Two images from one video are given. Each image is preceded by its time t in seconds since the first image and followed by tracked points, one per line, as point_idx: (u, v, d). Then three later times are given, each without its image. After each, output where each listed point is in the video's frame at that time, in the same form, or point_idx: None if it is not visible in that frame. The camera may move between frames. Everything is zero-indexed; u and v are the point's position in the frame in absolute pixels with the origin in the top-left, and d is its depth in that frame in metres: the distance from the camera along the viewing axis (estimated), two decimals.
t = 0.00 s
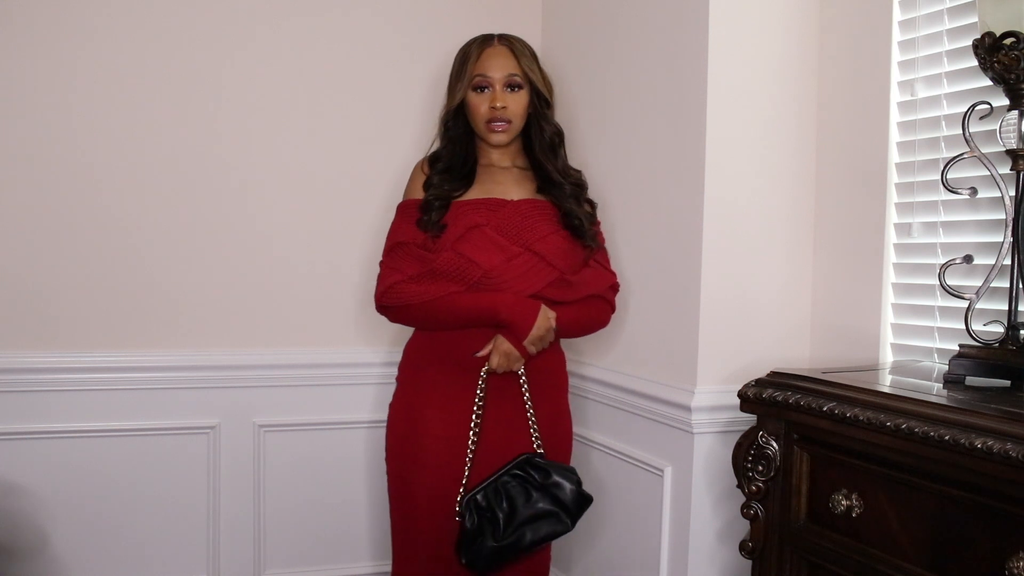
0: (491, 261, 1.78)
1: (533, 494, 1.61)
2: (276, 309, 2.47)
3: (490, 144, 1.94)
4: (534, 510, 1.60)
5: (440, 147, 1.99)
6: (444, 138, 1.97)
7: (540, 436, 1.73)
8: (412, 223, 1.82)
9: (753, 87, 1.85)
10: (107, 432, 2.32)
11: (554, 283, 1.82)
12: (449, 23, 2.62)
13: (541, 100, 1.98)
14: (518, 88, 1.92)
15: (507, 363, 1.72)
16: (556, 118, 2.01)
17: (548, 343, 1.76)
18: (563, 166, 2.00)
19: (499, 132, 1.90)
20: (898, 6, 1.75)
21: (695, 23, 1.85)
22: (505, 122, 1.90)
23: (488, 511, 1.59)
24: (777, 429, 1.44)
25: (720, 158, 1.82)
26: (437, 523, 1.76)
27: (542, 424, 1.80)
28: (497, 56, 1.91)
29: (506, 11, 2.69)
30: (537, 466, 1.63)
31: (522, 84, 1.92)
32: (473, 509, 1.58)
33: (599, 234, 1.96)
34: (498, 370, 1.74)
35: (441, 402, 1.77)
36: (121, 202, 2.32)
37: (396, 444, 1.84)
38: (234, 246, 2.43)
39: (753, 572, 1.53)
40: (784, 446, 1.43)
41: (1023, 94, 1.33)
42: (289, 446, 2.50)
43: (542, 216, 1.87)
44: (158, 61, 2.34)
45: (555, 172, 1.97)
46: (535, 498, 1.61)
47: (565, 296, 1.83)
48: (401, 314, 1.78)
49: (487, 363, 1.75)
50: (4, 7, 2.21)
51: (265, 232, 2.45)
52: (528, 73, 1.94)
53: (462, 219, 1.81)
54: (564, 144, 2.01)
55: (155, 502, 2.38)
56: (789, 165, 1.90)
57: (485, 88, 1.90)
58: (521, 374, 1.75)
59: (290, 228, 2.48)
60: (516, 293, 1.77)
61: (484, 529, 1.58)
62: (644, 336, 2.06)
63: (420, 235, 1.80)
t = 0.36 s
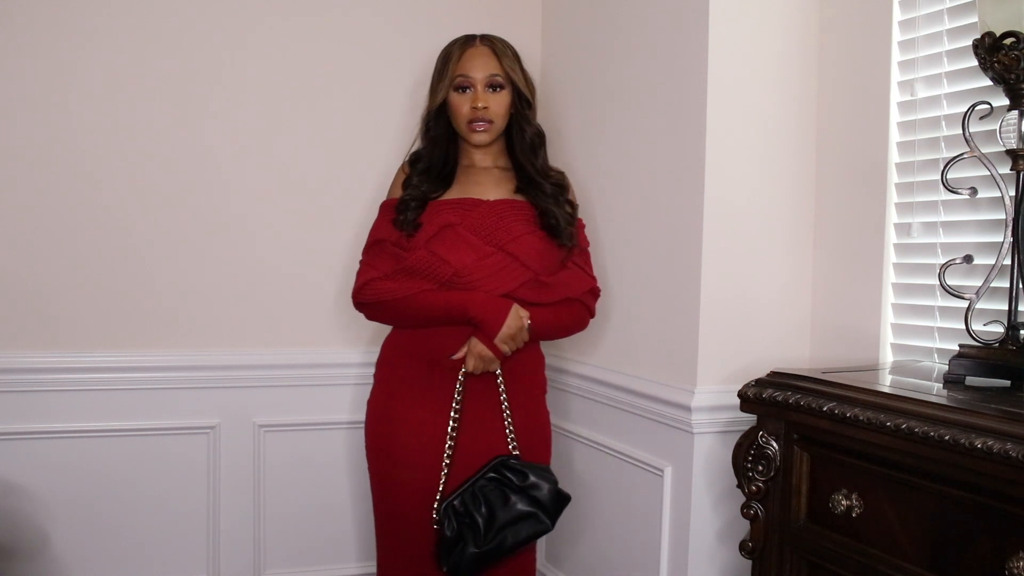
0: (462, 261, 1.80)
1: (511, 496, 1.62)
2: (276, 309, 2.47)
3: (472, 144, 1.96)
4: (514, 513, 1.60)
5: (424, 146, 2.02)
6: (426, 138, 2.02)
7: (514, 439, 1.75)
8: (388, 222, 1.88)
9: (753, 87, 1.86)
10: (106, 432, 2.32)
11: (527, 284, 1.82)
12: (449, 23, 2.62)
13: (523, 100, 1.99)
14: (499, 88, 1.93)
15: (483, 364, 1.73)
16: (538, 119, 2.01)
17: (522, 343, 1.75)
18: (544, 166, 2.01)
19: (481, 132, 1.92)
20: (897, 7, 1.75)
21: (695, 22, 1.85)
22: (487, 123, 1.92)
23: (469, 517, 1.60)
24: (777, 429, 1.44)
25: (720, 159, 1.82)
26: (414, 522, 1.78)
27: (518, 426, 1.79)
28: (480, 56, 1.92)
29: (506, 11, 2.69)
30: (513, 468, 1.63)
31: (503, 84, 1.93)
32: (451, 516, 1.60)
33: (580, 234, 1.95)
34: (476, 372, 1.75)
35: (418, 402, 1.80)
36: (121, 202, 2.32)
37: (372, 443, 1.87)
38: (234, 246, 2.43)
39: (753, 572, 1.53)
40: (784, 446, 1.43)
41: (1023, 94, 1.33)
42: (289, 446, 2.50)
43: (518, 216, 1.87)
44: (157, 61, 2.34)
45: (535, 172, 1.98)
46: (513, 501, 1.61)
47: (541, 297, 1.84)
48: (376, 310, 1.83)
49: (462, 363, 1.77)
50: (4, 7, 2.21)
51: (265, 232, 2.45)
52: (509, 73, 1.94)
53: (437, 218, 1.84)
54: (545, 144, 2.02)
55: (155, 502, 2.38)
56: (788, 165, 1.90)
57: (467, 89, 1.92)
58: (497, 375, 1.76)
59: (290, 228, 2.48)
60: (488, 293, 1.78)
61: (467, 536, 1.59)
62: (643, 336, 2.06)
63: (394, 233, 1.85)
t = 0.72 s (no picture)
0: (430, 263, 1.86)
1: (475, 501, 1.63)
2: (275, 309, 2.47)
3: (448, 144, 2.04)
4: (475, 515, 1.62)
5: (401, 148, 2.12)
6: (403, 140, 2.11)
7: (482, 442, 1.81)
8: (362, 223, 1.98)
9: (753, 86, 1.85)
10: (106, 432, 2.32)
11: (495, 286, 1.86)
12: (448, 24, 2.62)
13: (498, 102, 2.07)
14: (476, 89, 2.00)
15: (453, 369, 1.79)
16: (513, 122, 2.08)
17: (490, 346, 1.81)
18: (517, 167, 2.06)
19: (457, 132, 1.99)
20: (898, 6, 1.75)
21: (695, 22, 1.85)
22: (463, 123, 1.99)
23: (430, 519, 1.62)
24: (777, 429, 1.44)
25: (720, 159, 1.82)
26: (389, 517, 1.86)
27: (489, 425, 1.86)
28: (457, 57, 1.99)
29: (507, 11, 2.68)
30: (477, 473, 1.66)
31: (480, 85, 2.01)
32: (413, 519, 1.62)
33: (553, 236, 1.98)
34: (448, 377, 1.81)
35: (388, 399, 1.89)
36: (120, 201, 2.32)
37: (349, 441, 1.95)
38: (234, 246, 2.43)
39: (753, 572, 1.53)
40: (784, 445, 1.43)
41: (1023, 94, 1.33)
42: (288, 446, 2.50)
43: (488, 220, 1.92)
44: (157, 61, 2.34)
45: (507, 174, 2.04)
46: (476, 505, 1.63)
47: (511, 300, 1.86)
48: (346, 309, 1.91)
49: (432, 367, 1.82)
50: (4, 7, 2.21)
51: (264, 232, 2.45)
52: (487, 74, 2.02)
53: (407, 220, 1.92)
54: (520, 147, 2.07)
55: (155, 502, 2.38)
56: (788, 165, 1.90)
57: (444, 89, 1.99)
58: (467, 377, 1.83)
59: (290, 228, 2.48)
60: (455, 296, 1.83)
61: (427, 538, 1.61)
62: (643, 336, 2.06)
63: (366, 234, 1.95)
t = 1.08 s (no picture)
0: (411, 267, 1.87)
1: (446, 504, 1.65)
2: (275, 309, 2.47)
3: (432, 149, 2.07)
4: (442, 515, 1.63)
5: (384, 152, 2.14)
6: (387, 145, 2.13)
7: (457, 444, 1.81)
8: (345, 226, 2.01)
9: (753, 86, 1.85)
10: (106, 432, 2.32)
11: (475, 289, 1.88)
12: (448, 24, 2.62)
13: (482, 108, 2.09)
14: (460, 95, 2.03)
15: (429, 371, 1.79)
16: (496, 128, 2.11)
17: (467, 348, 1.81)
18: (499, 173, 2.09)
19: (440, 138, 2.02)
20: (897, 7, 1.75)
21: (695, 22, 1.85)
22: (447, 129, 2.02)
23: (397, 514, 1.63)
24: (777, 429, 1.44)
25: (720, 159, 1.82)
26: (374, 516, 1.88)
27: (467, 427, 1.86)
28: (441, 62, 2.02)
29: (507, 11, 2.68)
30: (451, 478, 1.67)
31: (464, 91, 2.04)
32: (387, 517, 1.63)
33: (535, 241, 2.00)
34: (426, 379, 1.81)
35: (368, 402, 1.90)
36: (120, 202, 2.32)
37: (333, 442, 1.97)
38: (233, 245, 2.42)
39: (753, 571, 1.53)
40: (784, 445, 1.43)
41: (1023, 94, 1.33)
42: (288, 446, 2.50)
43: (469, 224, 1.94)
44: (157, 61, 2.34)
45: (489, 179, 2.07)
46: (448, 508, 1.64)
47: (490, 304, 1.88)
48: (328, 310, 1.95)
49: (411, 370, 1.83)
50: (4, 7, 2.21)
51: (264, 232, 2.45)
52: (471, 80, 2.04)
53: (389, 223, 1.94)
54: (502, 153, 2.11)
55: (155, 502, 2.38)
56: (788, 165, 1.90)
57: (428, 94, 2.02)
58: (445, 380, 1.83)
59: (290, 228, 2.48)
60: (435, 298, 1.84)
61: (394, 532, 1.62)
62: (642, 335, 2.06)
63: (348, 236, 1.98)
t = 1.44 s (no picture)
0: (397, 272, 1.88)
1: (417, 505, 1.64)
2: (275, 309, 2.47)
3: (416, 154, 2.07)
4: (408, 519, 1.63)
5: (368, 156, 2.13)
6: (371, 148, 2.12)
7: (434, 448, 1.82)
8: (331, 232, 2.02)
9: (753, 86, 1.85)
10: (106, 432, 2.32)
11: (460, 293, 1.89)
12: (449, 24, 2.62)
13: (467, 112, 2.09)
14: (445, 99, 2.03)
15: (415, 375, 1.80)
16: (481, 132, 2.11)
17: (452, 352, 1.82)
18: (483, 176, 2.09)
19: (425, 142, 2.02)
20: (898, 7, 1.75)
21: (695, 22, 1.85)
22: (431, 132, 2.02)
23: (364, 510, 1.64)
24: (777, 429, 1.44)
25: (719, 159, 1.82)
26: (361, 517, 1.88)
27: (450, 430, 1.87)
28: (426, 66, 2.02)
29: (507, 10, 2.68)
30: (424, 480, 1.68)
31: (449, 95, 2.04)
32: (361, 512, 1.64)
33: (520, 243, 2.00)
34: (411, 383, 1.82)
35: (356, 403, 1.91)
36: (119, 202, 2.32)
37: (321, 442, 1.98)
38: (233, 245, 2.42)
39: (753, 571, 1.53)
40: (784, 446, 1.43)
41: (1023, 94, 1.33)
42: (288, 446, 2.50)
43: (453, 227, 1.94)
44: (157, 61, 2.34)
45: (474, 182, 2.06)
46: (418, 510, 1.64)
47: (477, 306, 1.90)
48: (315, 315, 1.96)
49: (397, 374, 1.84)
50: (4, 7, 2.21)
51: (264, 232, 2.45)
52: (455, 84, 2.04)
53: (374, 228, 1.95)
54: (487, 156, 2.10)
55: (155, 502, 2.38)
56: (787, 165, 1.90)
57: (413, 98, 2.02)
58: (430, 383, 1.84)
59: (290, 228, 2.48)
60: (421, 302, 1.85)
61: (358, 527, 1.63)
62: (642, 335, 2.06)
63: (334, 242, 1.99)
